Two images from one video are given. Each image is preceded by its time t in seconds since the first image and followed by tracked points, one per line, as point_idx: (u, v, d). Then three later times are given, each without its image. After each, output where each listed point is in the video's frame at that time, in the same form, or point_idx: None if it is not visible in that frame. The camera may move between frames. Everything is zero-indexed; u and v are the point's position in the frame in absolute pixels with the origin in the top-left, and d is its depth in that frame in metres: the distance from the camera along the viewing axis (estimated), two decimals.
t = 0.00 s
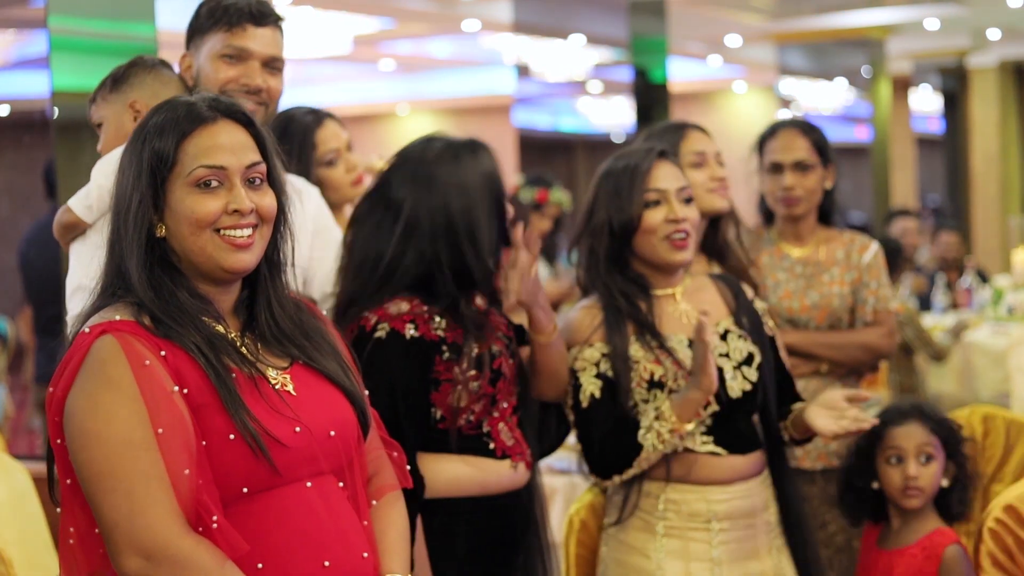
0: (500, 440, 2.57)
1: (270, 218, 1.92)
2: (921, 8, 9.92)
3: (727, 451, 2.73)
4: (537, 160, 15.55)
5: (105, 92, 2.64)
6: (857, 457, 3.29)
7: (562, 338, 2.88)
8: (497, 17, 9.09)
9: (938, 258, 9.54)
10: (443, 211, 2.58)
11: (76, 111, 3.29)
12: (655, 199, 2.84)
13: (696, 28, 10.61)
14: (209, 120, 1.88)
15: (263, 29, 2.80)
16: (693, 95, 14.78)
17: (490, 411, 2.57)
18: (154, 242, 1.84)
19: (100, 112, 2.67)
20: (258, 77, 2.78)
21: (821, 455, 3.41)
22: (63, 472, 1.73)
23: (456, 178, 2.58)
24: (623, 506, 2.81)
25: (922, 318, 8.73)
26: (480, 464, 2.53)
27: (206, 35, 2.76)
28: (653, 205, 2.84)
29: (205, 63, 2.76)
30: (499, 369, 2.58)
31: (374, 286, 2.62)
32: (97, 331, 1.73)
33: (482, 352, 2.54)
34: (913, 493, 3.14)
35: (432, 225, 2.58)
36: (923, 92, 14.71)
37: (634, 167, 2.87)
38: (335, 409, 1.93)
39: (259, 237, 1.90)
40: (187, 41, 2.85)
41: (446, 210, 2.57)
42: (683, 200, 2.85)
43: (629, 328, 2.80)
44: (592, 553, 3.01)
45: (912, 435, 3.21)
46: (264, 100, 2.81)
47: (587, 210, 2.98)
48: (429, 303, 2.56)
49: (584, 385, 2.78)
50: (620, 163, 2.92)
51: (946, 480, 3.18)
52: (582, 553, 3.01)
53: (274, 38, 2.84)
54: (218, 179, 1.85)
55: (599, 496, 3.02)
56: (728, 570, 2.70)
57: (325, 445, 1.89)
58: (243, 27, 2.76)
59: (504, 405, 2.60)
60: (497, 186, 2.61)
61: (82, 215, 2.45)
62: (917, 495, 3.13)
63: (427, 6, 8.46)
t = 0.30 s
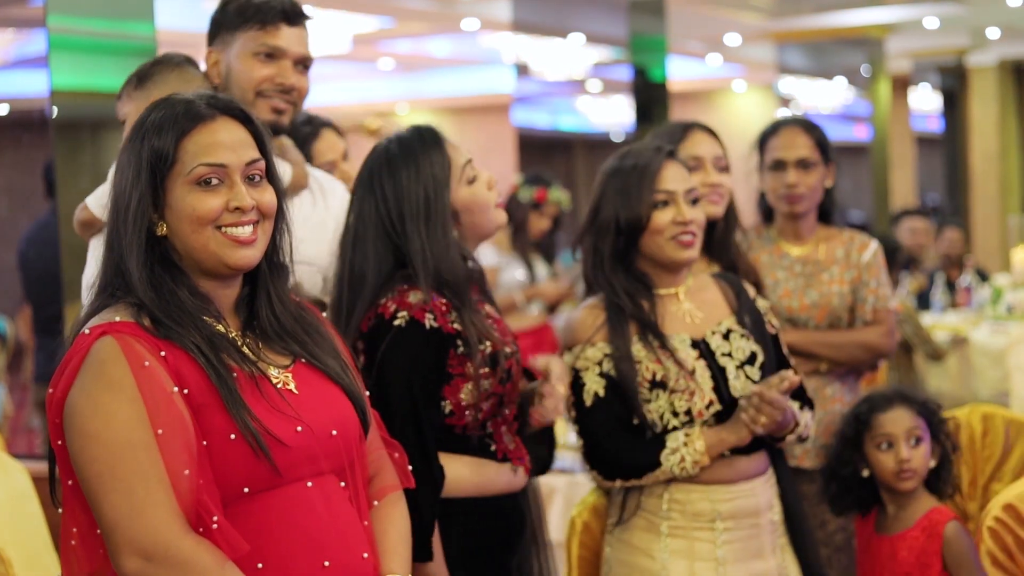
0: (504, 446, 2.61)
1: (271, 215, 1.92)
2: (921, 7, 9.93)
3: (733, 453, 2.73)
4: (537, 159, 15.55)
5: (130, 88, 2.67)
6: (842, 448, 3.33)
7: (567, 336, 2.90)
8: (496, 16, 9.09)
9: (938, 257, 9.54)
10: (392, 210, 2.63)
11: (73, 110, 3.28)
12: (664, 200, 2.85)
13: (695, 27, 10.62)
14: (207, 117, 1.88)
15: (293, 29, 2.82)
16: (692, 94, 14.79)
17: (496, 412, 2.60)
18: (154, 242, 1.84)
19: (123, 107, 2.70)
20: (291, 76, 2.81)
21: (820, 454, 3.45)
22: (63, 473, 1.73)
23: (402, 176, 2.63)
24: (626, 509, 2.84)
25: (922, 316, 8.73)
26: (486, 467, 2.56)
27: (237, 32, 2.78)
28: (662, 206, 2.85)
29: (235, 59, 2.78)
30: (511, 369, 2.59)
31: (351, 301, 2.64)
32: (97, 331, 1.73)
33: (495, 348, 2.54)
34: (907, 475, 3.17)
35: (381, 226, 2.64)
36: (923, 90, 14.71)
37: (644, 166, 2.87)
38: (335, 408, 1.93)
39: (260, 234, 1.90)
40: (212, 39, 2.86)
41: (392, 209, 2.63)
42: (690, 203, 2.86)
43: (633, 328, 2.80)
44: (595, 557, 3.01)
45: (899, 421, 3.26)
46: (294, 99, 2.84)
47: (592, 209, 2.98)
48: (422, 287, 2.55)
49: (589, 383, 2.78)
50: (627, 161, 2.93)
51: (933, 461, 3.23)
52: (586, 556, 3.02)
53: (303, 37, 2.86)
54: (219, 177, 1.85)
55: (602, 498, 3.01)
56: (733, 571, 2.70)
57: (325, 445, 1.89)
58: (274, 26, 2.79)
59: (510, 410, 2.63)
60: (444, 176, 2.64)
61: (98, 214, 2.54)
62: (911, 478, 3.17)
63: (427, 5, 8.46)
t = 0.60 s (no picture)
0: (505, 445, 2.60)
1: (272, 214, 1.92)
2: (920, 7, 9.93)
3: (735, 449, 2.74)
4: (536, 158, 15.56)
5: (155, 83, 2.72)
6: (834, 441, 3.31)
7: (567, 342, 2.90)
8: (496, 15, 9.10)
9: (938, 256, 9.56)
10: (393, 204, 2.63)
11: (74, 110, 3.28)
12: (667, 203, 2.84)
13: (695, 27, 10.62)
14: (210, 117, 1.88)
15: (319, 30, 2.81)
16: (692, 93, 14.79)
17: (494, 411, 2.59)
18: (156, 241, 1.84)
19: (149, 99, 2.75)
20: (315, 77, 2.79)
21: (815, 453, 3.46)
22: (65, 472, 1.73)
23: (404, 171, 2.63)
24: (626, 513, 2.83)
25: (922, 315, 8.74)
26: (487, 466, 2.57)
27: (264, 32, 2.77)
28: (665, 209, 2.84)
29: (260, 58, 2.77)
30: (510, 369, 2.61)
31: (350, 296, 2.64)
32: (98, 330, 1.73)
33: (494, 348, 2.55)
34: (902, 470, 3.18)
35: (381, 219, 2.64)
36: (922, 90, 14.72)
37: (646, 169, 2.87)
38: (336, 407, 1.93)
39: (262, 234, 1.90)
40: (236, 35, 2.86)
41: (394, 203, 2.63)
42: (694, 206, 2.86)
43: (633, 330, 2.81)
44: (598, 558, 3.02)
45: (894, 415, 3.24)
46: (317, 102, 2.82)
47: (592, 212, 2.98)
48: (419, 285, 2.55)
49: (588, 388, 2.79)
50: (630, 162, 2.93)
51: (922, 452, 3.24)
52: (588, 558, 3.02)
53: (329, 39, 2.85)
54: (222, 176, 1.85)
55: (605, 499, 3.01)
56: (739, 570, 2.70)
57: (326, 443, 1.89)
58: (301, 26, 2.78)
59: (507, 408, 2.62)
60: (449, 170, 2.64)
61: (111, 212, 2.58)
62: (905, 472, 3.18)
63: (426, 4, 8.45)
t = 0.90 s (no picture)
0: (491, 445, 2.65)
1: (274, 212, 1.92)
2: (920, 7, 9.94)
3: (739, 449, 2.75)
4: (537, 160, 15.55)
5: (137, 86, 2.79)
6: (829, 441, 3.41)
7: (568, 340, 2.86)
8: (497, 15, 9.09)
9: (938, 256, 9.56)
10: (380, 203, 2.63)
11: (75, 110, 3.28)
12: (689, 197, 2.83)
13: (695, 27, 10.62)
14: (210, 116, 1.88)
15: (297, 27, 2.94)
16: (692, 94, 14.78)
17: (483, 408, 2.64)
18: (157, 241, 1.83)
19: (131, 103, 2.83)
20: (296, 73, 2.92)
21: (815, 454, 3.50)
22: (65, 470, 1.73)
23: (391, 169, 2.64)
24: (629, 515, 2.82)
25: (922, 315, 8.74)
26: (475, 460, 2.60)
27: (244, 32, 2.89)
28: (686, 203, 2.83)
29: (241, 56, 2.89)
30: (495, 366, 2.63)
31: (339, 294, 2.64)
32: (99, 329, 1.73)
33: (481, 346, 2.57)
34: (899, 463, 3.25)
35: (365, 216, 2.64)
36: (922, 91, 14.71)
37: (664, 165, 2.85)
38: (336, 406, 1.93)
39: (265, 232, 1.90)
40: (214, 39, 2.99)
41: (379, 201, 2.63)
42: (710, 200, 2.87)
43: (639, 330, 2.76)
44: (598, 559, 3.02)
45: (894, 409, 3.34)
46: (300, 98, 2.93)
47: (592, 214, 2.97)
48: (402, 286, 2.56)
49: (596, 382, 2.74)
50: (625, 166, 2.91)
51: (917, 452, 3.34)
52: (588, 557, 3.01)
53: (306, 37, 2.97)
54: (223, 174, 1.85)
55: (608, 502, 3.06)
56: (739, 569, 2.70)
57: (326, 443, 1.89)
58: (281, 23, 2.91)
59: (497, 405, 2.67)
60: (436, 167, 2.64)
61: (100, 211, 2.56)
62: (903, 466, 3.25)
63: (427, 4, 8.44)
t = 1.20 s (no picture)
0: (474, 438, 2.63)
1: (278, 214, 1.92)
2: (920, 7, 9.94)
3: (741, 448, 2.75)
4: (536, 160, 15.56)
5: (98, 89, 2.80)
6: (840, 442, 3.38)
7: (568, 341, 2.83)
8: (497, 15, 9.10)
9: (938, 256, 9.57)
10: (369, 197, 2.65)
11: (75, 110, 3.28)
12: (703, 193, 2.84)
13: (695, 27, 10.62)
14: (214, 118, 1.88)
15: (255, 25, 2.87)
16: (691, 93, 14.80)
17: (466, 406, 2.63)
18: (160, 242, 1.83)
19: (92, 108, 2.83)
20: (258, 70, 2.84)
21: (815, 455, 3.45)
22: (66, 464, 1.73)
23: (379, 165, 2.64)
24: (629, 518, 2.81)
25: (921, 315, 8.76)
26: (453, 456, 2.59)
27: (199, 31, 2.79)
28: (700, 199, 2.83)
29: (199, 56, 2.79)
30: (478, 362, 2.63)
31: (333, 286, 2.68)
32: (100, 327, 1.72)
33: (463, 343, 2.58)
34: (912, 460, 3.25)
35: (353, 209, 2.66)
36: (921, 90, 14.72)
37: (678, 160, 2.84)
38: (336, 406, 1.93)
39: (269, 234, 1.90)
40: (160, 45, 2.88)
41: (368, 195, 2.64)
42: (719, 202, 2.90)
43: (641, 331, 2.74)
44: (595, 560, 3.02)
45: (902, 407, 3.33)
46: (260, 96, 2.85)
47: (592, 220, 2.94)
48: (385, 282, 2.58)
49: (595, 387, 2.72)
50: (639, 178, 2.82)
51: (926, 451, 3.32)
52: (587, 558, 3.02)
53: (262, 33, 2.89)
54: (228, 176, 1.85)
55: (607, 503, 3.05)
56: (741, 569, 2.70)
57: (327, 444, 1.89)
58: (239, 21, 2.83)
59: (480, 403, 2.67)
60: (428, 159, 2.64)
61: (74, 214, 2.54)
62: (916, 463, 3.25)
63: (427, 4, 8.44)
